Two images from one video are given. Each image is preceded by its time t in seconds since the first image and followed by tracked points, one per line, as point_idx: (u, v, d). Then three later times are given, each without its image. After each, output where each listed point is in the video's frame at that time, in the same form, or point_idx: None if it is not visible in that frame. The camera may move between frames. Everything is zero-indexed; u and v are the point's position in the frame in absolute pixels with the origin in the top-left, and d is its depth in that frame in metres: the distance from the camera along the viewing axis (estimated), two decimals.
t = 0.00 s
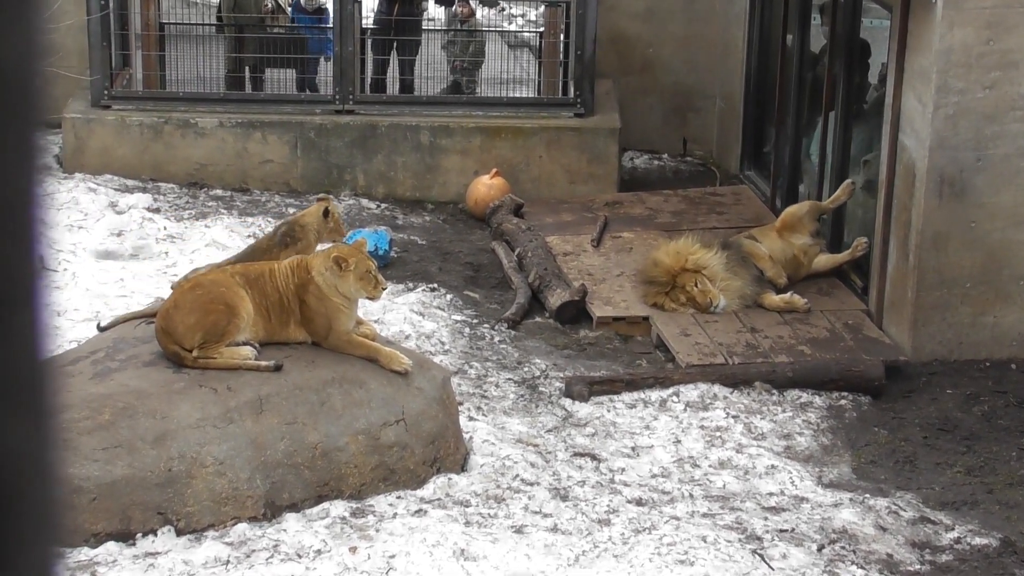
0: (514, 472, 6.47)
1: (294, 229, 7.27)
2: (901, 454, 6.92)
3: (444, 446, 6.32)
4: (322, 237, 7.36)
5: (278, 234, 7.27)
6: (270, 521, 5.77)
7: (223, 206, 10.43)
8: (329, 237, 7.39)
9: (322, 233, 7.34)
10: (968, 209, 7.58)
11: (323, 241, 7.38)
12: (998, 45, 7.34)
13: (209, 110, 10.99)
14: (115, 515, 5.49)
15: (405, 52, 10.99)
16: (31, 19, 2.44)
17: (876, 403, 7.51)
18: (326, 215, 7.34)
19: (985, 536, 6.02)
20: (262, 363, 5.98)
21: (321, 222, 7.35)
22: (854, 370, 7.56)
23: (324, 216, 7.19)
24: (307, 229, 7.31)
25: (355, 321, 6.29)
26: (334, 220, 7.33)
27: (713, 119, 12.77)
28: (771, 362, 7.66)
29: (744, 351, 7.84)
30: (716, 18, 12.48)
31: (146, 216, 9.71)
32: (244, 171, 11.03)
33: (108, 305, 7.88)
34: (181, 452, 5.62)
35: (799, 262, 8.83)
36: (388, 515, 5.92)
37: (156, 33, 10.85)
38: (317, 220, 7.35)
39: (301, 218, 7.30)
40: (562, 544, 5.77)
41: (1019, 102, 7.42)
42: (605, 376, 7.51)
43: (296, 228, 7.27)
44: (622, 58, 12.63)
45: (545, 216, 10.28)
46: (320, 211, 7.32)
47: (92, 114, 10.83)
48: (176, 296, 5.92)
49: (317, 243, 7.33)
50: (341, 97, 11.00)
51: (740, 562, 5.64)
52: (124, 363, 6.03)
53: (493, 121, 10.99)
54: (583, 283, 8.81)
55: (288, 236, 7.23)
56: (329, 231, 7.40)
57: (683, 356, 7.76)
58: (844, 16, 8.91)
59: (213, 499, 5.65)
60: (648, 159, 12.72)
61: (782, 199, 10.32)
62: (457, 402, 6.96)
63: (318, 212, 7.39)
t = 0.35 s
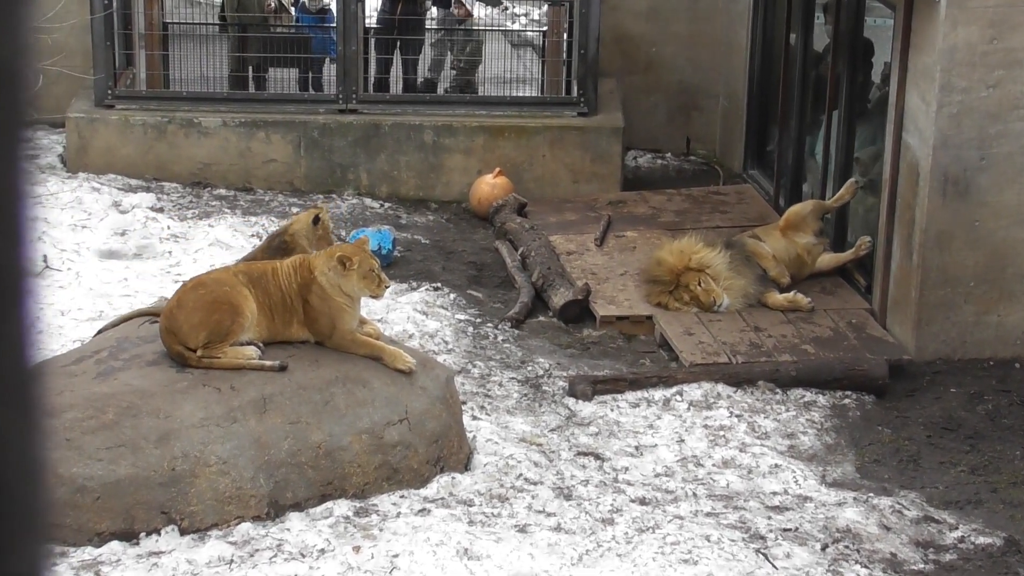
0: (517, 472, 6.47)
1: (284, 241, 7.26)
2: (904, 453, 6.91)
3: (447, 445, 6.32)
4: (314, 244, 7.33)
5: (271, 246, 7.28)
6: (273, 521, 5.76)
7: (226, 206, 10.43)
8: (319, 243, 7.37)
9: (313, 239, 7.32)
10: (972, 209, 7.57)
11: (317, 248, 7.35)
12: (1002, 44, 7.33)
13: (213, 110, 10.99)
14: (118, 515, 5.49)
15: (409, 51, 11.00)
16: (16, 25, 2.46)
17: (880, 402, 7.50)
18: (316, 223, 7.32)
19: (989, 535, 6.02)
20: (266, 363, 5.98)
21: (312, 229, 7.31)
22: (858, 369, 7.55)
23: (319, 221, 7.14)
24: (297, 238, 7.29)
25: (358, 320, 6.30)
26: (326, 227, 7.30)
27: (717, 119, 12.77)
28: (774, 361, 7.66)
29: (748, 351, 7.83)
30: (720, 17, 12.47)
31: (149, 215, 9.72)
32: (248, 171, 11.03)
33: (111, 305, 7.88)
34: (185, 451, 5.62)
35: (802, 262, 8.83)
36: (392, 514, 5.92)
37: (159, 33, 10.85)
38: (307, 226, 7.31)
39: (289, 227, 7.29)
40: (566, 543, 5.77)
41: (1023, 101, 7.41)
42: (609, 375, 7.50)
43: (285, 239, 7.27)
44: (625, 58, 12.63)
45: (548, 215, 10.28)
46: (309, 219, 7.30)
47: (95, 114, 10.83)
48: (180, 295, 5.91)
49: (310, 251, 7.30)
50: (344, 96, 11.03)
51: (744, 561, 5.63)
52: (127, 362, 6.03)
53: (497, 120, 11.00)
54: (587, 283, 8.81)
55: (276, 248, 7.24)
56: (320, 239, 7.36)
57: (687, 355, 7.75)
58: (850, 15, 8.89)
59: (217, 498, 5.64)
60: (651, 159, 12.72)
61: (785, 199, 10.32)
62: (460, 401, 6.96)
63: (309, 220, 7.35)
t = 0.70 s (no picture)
0: (522, 473, 6.47)
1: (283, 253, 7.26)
2: (909, 453, 6.91)
3: (452, 446, 6.32)
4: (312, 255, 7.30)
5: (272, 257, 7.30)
6: (278, 522, 5.77)
7: (231, 207, 10.44)
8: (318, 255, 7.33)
9: (310, 252, 7.30)
10: (977, 209, 7.57)
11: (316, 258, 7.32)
12: (1006, 44, 7.33)
13: (217, 111, 10.99)
14: (124, 516, 5.50)
15: (412, 52, 10.97)
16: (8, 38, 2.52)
17: (884, 403, 7.50)
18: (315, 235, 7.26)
19: (993, 536, 6.02)
20: (271, 364, 5.98)
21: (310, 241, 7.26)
22: (862, 369, 7.56)
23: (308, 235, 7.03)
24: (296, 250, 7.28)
25: (361, 321, 6.30)
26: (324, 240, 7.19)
27: (720, 119, 12.77)
28: (779, 362, 7.66)
29: (752, 351, 7.83)
30: (724, 17, 12.46)
31: (154, 217, 9.72)
32: (252, 172, 11.03)
33: (116, 307, 7.88)
34: (190, 453, 5.61)
35: (806, 262, 8.82)
36: (397, 515, 5.93)
37: (163, 35, 10.85)
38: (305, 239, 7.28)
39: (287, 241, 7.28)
40: (571, 544, 5.76)
41: None
42: (613, 376, 7.50)
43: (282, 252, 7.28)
44: (629, 58, 12.62)
45: (552, 216, 10.27)
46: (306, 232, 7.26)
47: (100, 116, 10.83)
48: (182, 296, 5.93)
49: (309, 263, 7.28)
50: (349, 97, 11.03)
51: (749, 562, 5.63)
52: (132, 364, 6.03)
53: (500, 121, 10.99)
54: (591, 283, 8.81)
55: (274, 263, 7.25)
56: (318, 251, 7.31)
57: (691, 356, 7.76)
58: (852, 14, 8.89)
59: (222, 500, 5.65)
60: (655, 159, 12.72)
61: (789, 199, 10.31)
62: (465, 403, 6.96)
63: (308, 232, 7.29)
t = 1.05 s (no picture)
0: (523, 473, 6.47)
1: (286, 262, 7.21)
2: (910, 453, 6.92)
3: (453, 446, 6.32)
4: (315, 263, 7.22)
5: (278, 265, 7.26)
6: (279, 523, 5.77)
7: (232, 208, 10.45)
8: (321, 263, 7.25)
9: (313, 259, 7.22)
10: (977, 209, 7.58)
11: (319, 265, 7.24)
12: (1007, 44, 7.33)
13: (217, 112, 10.98)
14: (124, 517, 5.50)
15: (413, 52, 11.02)
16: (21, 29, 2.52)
17: (885, 403, 7.50)
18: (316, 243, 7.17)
19: (994, 536, 6.02)
20: (272, 365, 5.97)
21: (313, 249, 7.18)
22: (863, 370, 7.56)
23: (301, 244, 6.92)
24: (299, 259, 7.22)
25: (363, 322, 6.29)
26: (322, 249, 7.06)
27: (722, 119, 12.77)
28: (780, 362, 7.66)
29: (753, 352, 7.83)
30: (725, 18, 12.47)
31: (155, 218, 9.72)
32: (253, 173, 11.03)
33: (117, 307, 7.88)
34: (191, 453, 5.61)
35: (808, 262, 8.82)
36: (398, 515, 5.93)
37: (163, 36, 10.85)
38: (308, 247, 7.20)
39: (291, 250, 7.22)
40: (572, 544, 5.76)
41: None
42: (614, 376, 7.51)
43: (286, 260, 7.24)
44: (630, 59, 12.63)
45: (553, 217, 10.28)
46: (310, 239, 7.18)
47: (100, 117, 10.83)
48: (184, 297, 5.93)
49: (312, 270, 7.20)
50: (350, 98, 11.02)
51: (750, 562, 5.63)
52: (133, 364, 6.03)
53: (501, 122, 10.99)
54: (592, 284, 8.81)
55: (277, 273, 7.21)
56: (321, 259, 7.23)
57: (692, 356, 7.76)
58: (852, 15, 8.90)
59: (223, 500, 5.65)
60: (656, 160, 12.73)
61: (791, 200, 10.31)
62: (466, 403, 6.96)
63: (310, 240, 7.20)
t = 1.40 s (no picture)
0: (526, 473, 6.47)
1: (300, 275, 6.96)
2: (914, 454, 6.92)
3: (456, 447, 6.32)
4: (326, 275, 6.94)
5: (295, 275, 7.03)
6: (282, 523, 5.77)
7: (235, 208, 10.44)
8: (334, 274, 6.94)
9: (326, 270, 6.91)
10: (981, 210, 7.58)
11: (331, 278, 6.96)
12: (1010, 46, 7.33)
13: (221, 111, 10.98)
14: (127, 517, 5.50)
15: (417, 53, 11.02)
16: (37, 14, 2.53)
17: (888, 404, 7.50)
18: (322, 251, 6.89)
19: (997, 537, 6.02)
20: (275, 365, 5.97)
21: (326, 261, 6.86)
22: (866, 371, 7.55)
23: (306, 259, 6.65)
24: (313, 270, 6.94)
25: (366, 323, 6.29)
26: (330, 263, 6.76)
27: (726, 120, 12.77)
28: (783, 363, 7.66)
29: (756, 353, 7.83)
30: (728, 18, 12.46)
31: (158, 217, 9.72)
32: (257, 173, 11.03)
33: (120, 307, 7.88)
34: (194, 453, 5.61)
35: (811, 263, 8.82)
36: (401, 516, 5.93)
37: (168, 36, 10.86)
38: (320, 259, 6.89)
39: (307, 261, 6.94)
40: (574, 545, 5.76)
41: None
42: (618, 377, 7.51)
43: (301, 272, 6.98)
44: (633, 59, 12.62)
45: (557, 217, 10.28)
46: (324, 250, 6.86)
47: (104, 116, 10.83)
48: (188, 297, 5.95)
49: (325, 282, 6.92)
50: (354, 98, 11.00)
51: (752, 563, 5.64)
52: (136, 364, 6.03)
53: (505, 122, 10.99)
54: (595, 284, 8.81)
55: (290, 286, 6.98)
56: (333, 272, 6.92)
57: (696, 357, 7.76)
58: (856, 15, 8.91)
59: (226, 500, 5.65)
60: (660, 160, 12.72)
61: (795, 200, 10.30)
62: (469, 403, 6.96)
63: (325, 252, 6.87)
